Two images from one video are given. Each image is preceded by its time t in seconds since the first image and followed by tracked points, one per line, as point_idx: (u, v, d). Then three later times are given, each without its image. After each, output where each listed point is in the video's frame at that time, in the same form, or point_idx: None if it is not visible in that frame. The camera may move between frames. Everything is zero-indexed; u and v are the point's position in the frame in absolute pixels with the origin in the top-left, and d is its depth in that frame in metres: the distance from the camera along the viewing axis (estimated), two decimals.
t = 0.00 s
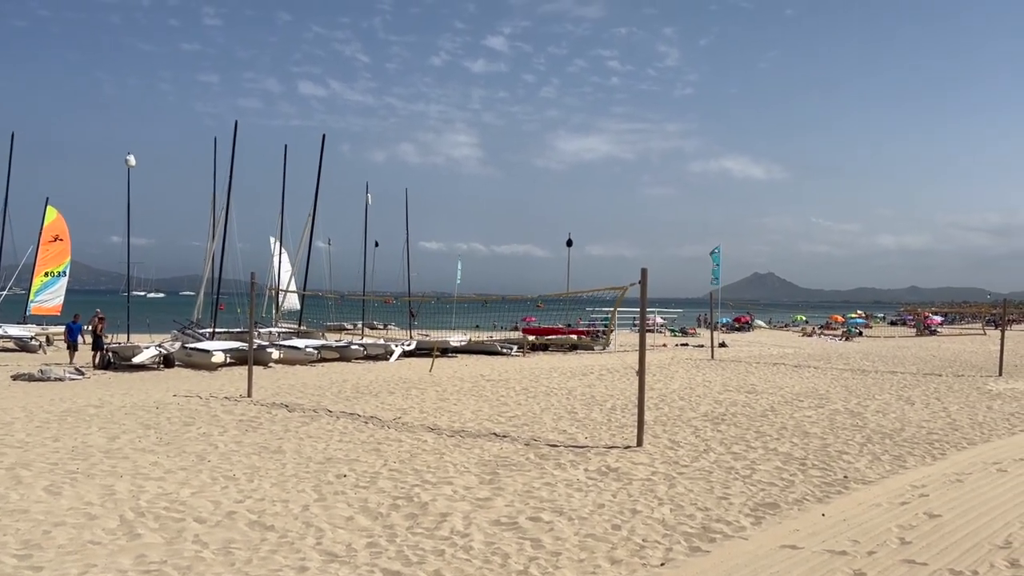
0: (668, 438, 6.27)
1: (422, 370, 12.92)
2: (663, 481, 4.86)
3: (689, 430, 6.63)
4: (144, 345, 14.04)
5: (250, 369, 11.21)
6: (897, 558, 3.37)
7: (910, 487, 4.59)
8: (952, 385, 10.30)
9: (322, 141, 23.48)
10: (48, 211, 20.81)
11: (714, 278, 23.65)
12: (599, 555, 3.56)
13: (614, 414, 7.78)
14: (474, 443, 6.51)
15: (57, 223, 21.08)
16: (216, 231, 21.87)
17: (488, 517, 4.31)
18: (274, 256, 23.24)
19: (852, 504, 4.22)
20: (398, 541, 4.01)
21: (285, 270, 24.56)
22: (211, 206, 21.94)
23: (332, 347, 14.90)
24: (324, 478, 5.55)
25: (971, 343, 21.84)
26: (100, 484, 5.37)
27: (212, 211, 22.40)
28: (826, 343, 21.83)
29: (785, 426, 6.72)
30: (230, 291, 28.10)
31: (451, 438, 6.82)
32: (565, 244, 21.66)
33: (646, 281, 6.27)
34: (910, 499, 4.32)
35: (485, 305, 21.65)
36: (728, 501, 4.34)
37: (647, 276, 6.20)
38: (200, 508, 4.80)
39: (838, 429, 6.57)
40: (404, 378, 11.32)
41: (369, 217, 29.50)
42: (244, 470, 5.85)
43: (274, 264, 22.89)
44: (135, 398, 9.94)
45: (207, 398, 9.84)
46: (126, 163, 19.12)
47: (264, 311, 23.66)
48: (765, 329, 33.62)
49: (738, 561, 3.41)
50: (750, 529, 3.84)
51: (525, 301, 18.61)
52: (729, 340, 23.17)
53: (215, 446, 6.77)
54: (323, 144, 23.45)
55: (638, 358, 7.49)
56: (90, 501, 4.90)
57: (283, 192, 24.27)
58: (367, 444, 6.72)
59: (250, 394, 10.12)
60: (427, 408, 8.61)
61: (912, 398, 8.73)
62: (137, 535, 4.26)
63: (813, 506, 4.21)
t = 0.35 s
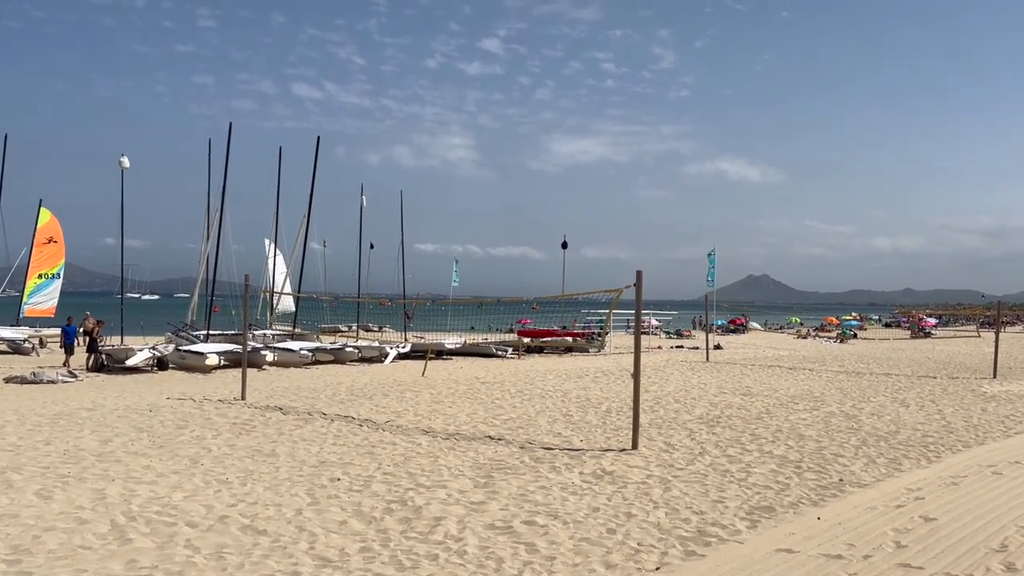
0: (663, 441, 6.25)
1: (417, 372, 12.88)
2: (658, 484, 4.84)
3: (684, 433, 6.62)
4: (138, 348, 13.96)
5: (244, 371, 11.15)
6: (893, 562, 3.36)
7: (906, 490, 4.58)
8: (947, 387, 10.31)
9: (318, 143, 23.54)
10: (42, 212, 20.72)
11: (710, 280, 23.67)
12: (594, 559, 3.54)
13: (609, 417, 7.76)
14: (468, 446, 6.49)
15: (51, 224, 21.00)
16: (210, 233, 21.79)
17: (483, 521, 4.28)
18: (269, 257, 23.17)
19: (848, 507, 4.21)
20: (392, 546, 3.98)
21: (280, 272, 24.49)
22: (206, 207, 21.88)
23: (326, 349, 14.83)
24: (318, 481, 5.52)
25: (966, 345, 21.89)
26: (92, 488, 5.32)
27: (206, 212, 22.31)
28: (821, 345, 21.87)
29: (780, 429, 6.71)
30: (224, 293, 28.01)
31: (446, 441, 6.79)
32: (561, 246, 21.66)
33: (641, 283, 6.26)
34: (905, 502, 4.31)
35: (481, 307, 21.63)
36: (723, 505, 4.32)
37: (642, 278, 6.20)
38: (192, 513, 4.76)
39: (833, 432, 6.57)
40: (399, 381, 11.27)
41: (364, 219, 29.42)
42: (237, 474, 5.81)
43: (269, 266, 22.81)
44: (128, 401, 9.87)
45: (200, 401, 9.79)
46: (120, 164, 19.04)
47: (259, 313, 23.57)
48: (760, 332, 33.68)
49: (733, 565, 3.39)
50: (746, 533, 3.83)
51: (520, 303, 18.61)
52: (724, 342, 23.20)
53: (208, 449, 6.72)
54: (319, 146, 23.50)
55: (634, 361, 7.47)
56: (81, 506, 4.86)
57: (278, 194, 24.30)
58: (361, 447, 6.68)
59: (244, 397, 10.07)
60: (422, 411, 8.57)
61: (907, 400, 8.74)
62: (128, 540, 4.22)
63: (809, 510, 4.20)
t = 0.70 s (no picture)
0: (661, 444, 6.27)
1: (414, 374, 12.88)
2: (656, 486, 4.85)
3: (681, 435, 6.64)
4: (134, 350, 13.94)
5: (241, 374, 11.14)
6: (892, 565, 3.38)
7: (904, 493, 4.61)
8: (943, 389, 10.37)
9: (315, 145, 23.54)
10: (38, 214, 20.68)
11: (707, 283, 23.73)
12: (593, 562, 3.55)
13: (607, 420, 7.77)
14: (467, 449, 6.49)
15: (48, 226, 20.95)
16: (207, 235, 21.76)
17: (482, 524, 4.29)
18: (265, 260, 23.13)
19: (846, 510, 4.23)
20: (391, 549, 3.99)
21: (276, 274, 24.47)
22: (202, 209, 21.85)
23: (323, 351, 14.81)
24: (316, 484, 5.52)
25: (961, 347, 21.98)
26: (89, 491, 5.31)
27: (202, 215, 22.28)
28: (817, 347, 21.94)
29: (778, 431, 6.73)
30: (220, 294, 27.96)
31: (444, 443, 6.79)
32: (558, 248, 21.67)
33: (639, 285, 6.29)
34: (903, 504, 4.33)
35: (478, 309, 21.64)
36: (722, 507, 4.34)
37: (640, 280, 6.22)
38: (190, 516, 4.75)
39: (830, 434, 6.60)
40: (396, 383, 11.28)
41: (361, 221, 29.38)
42: (235, 477, 5.81)
43: (265, 267, 22.79)
44: (125, 403, 9.85)
45: (197, 403, 9.77)
46: (117, 166, 19.02)
47: (255, 315, 23.53)
48: (757, 334, 33.76)
49: (733, 568, 3.40)
50: (745, 535, 3.84)
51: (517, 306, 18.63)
52: (720, 345, 23.24)
53: (206, 452, 6.71)
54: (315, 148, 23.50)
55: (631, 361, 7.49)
56: (79, 509, 4.85)
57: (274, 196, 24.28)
58: (359, 450, 6.68)
59: (241, 399, 10.05)
60: (419, 413, 8.57)
61: (903, 402, 8.78)
62: (126, 543, 4.21)
63: (808, 512, 4.22)
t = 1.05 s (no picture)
0: (661, 445, 6.29)
1: (414, 376, 12.88)
2: (657, 488, 4.87)
3: (681, 437, 6.66)
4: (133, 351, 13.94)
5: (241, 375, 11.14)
6: (894, 566, 3.40)
7: (904, 494, 4.63)
8: (941, 391, 10.39)
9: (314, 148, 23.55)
10: (37, 215, 20.67)
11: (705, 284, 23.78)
12: (596, 563, 3.57)
13: (607, 421, 7.79)
14: (467, 451, 6.51)
15: (46, 227, 20.94)
16: (205, 237, 21.74)
17: (484, 525, 4.31)
18: (264, 262, 23.12)
19: (847, 511, 4.25)
20: (394, 550, 4.00)
21: (275, 276, 24.46)
22: (200, 211, 21.83)
23: (322, 353, 14.81)
24: (318, 486, 5.53)
25: (958, 348, 22.03)
26: (91, 492, 5.32)
27: (200, 217, 22.26)
28: (815, 348, 22.00)
29: (778, 433, 6.76)
30: (218, 296, 27.94)
31: (444, 445, 6.80)
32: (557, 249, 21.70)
33: (639, 287, 6.30)
34: (904, 506, 4.36)
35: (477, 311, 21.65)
36: (723, 508, 4.36)
37: (640, 282, 6.24)
38: (192, 517, 4.76)
39: (830, 436, 6.62)
40: (396, 385, 11.28)
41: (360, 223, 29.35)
42: (236, 478, 5.82)
43: (264, 269, 22.79)
44: (124, 405, 9.86)
45: (197, 405, 9.78)
46: (116, 168, 19.02)
47: (254, 317, 23.53)
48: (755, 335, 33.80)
49: (736, 570, 3.42)
50: (746, 536, 3.87)
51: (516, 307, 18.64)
52: (719, 346, 23.27)
53: (206, 454, 6.72)
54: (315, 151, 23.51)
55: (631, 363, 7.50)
56: (81, 511, 4.86)
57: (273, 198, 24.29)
58: (360, 451, 6.70)
59: (241, 401, 10.06)
60: (419, 415, 8.58)
61: (902, 404, 8.80)
62: (129, 545, 4.22)
63: (809, 513, 4.24)
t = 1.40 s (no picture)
0: (663, 446, 6.29)
1: (416, 377, 12.88)
2: (659, 489, 4.88)
3: (683, 438, 6.66)
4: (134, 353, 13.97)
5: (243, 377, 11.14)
6: (896, 566, 3.41)
7: (906, 495, 4.64)
8: (943, 392, 10.38)
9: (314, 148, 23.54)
10: (39, 217, 20.69)
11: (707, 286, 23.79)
12: (599, 564, 3.58)
13: (609, 422, 7.80)
14: (470, 452, 6.52)
15: (48, 229, 20.94)
16: (207, 239, 21.76)
17: (487, 526, 4.31)
18: (266, 263, 23.13)
19: (849, 512, 4.26)
20: (397, 551, 4.01)
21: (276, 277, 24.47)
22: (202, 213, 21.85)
23: (324, 354, 14.84)
24: (320, 486, 5.54)
25: (960, 350, 22.01)
26: (94, 493, 5.33)
27: (202, 219, 22.29)
28: (817, 350, 21.99)
29: (780, 434, 6.76)
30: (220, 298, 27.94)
31: (446, 446, 6.82)
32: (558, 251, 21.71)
33: (641, 288, 6.30)
34: (906, 507, 4.36)
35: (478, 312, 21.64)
36: (725, 509, 4.37)
37: (642, 283, 6.24)
38: (195, 518, 4.77)
39: (832, 437, 6.62)
40: (398, 386, 11.29)
41: (362, 225, 29.34)
42: (239, 479, 5.84)
43: (265, 271, 22.80)
44: (127, 406, 9.88)
45: (200, 406, 9.80)
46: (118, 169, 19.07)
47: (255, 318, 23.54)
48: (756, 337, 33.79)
49: (738, 570, 3.43)
50: (749, 537, 3.87)
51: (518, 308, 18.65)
52: (720, 348, 23.27)
53: (209, 455, 6.73)
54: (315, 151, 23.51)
55: (632, 364, 7.50)
56: (85, 511, 4.87)
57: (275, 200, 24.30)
58: (362, 452, 6.71)
59: (243, 402, 10.08)
60: (421, 416, 8.59)
61: (904, 406, 8.79)
62: (132, 545, 4.24)
63: (811, 514, 4.25)
